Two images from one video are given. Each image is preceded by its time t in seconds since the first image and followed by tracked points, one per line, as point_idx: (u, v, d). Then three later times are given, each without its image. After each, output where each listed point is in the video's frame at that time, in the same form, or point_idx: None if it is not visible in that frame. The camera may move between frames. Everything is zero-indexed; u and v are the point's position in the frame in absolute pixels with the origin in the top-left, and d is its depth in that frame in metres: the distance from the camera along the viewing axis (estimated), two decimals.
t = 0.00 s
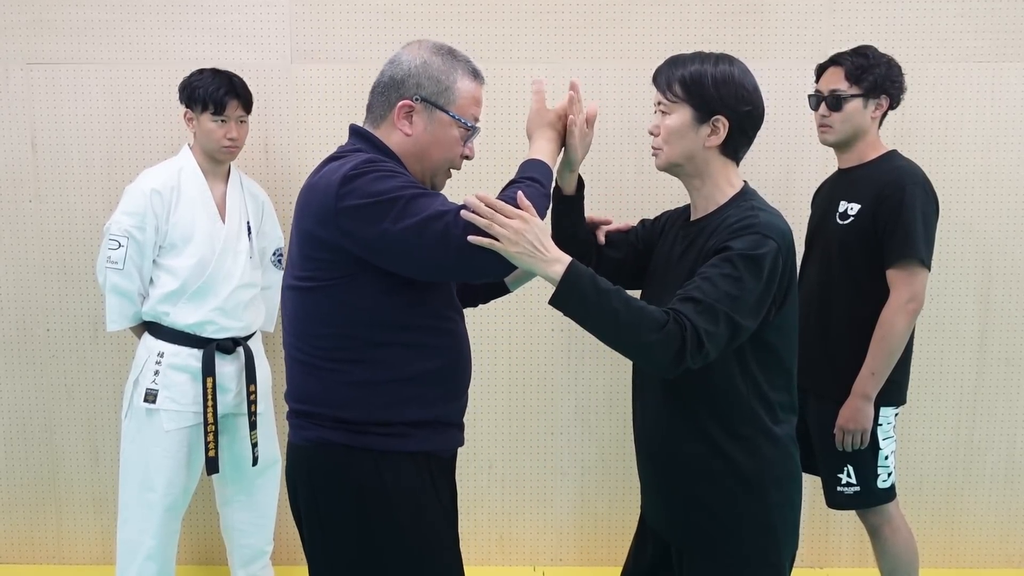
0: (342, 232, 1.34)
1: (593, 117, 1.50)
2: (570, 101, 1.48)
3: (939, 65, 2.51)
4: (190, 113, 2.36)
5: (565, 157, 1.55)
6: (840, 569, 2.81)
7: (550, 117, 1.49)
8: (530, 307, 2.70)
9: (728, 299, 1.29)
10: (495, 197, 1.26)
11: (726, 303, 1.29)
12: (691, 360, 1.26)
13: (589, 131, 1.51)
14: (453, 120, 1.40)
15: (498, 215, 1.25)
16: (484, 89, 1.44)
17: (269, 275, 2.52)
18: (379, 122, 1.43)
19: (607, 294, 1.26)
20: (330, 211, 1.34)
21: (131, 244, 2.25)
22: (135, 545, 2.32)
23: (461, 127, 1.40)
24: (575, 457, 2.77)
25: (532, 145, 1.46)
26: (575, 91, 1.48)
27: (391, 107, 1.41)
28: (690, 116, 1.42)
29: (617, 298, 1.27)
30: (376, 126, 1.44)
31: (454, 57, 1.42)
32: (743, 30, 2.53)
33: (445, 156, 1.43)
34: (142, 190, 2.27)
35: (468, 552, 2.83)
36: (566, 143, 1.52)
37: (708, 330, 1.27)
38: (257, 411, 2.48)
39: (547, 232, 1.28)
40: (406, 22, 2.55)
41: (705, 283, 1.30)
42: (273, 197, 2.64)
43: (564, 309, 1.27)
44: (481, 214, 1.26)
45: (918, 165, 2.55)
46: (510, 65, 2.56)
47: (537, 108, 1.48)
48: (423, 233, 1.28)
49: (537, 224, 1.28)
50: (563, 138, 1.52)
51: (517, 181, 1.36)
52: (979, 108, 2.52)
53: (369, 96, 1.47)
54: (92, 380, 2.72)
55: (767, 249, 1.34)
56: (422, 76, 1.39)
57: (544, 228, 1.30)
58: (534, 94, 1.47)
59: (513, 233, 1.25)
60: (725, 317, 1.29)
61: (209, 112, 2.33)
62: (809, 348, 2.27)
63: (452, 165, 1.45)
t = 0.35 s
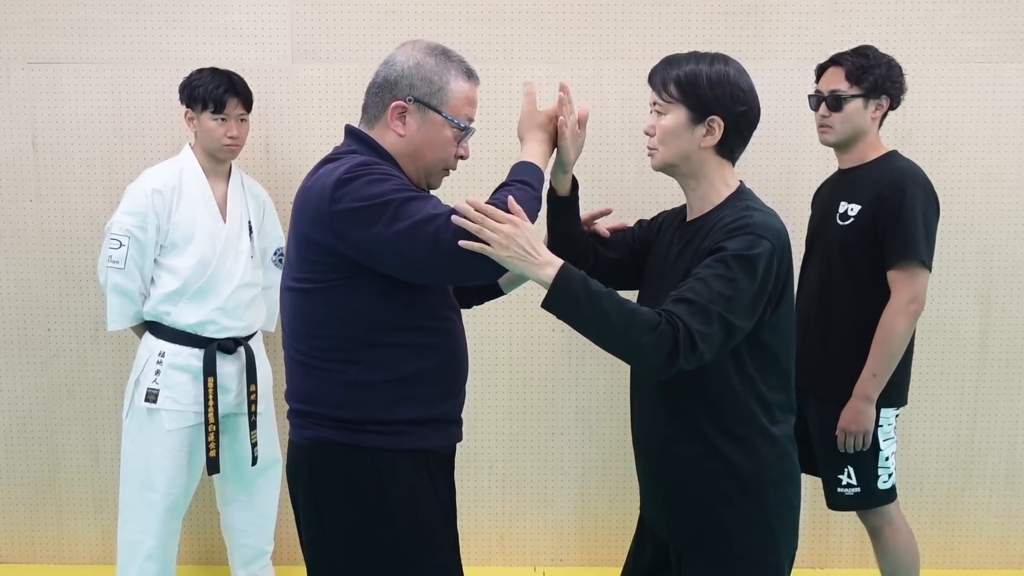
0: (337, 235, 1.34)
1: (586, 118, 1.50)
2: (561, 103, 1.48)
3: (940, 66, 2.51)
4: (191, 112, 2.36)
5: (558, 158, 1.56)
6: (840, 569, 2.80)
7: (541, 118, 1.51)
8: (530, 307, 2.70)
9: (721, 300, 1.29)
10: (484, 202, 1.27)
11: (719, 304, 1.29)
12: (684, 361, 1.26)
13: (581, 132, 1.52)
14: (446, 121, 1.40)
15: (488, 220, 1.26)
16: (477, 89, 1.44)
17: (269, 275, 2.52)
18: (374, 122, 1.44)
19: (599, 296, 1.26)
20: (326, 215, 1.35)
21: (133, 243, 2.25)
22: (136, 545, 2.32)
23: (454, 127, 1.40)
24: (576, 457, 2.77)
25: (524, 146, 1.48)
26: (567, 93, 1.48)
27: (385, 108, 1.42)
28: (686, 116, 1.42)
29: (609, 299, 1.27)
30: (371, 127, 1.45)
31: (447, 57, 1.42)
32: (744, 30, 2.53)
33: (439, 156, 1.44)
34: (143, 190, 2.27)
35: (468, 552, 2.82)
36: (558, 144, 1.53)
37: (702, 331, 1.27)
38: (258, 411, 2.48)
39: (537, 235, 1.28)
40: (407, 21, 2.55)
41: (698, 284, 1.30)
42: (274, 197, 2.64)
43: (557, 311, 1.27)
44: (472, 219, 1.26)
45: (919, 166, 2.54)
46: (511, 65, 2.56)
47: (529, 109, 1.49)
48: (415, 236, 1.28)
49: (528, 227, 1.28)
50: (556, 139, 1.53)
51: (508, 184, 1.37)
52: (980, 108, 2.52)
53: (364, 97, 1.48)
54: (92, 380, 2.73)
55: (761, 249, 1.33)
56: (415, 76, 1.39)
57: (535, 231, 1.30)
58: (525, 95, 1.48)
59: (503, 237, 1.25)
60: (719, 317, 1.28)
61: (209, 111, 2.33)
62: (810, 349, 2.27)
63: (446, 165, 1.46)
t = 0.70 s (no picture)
0: (328, 239, 1.36)
1: (576, 121, 1.52)
2: (549, 106, 1.50)
3: (943, 67, 2.51)
4: (195, 112, 2.37)
5: (549, 161, 1.55)
6: (843, 570, 2.80)
7: (531, 122, 1.50)
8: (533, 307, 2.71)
9: (712, 298, 1.29)
10: (473, 206, 1.27)
11: (710, 303, 1.29)
12: (675, 359, 1.27)
13: (572, 134, 1.53)
14: (430, 123, 1.43)
15: (477, 225, 1.26)
16: (461, 92, 1.47)
17: (274, 275, 2.51)
18: (360, 125, 1.47)
19: (588, 295, 1.27)
20: (317, 218, 1.36)
21: (137, 243, 2.26)
22: (141, 544, 2.34)
23: (438, 129, 1.43)
24: (578, 458, 2.78)
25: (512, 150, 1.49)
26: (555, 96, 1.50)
27: (369, 112, 1.45)
28: (682, 120, 1.42)
29: (598, 298, 1.27)
30: (356, 130, 1.48)
31: (429, 61, 1.45)
32: (747, 31, 2.53)
33: (424, 158, 1.46)
34: (148, 190, 2.28)
35: (471, 552, 2.83)
36: (550, 147, 1.52)
37: (691, 329, 1.27)
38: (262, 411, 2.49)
39: (527, 238, 1.29)
40: (410, 22, 2.56)
41: (689, 284, 1.31)
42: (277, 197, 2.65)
43: (547, 311, 1.27)
44: (461, 223, 1.27)
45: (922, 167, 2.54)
46: (515, 65, 2.57)
47: (519, 113, 1.49)
48: (400, 239, 1.29)
49: (517, 230, 1.29)
50: (546, 142, 1.53)
51: (493, 186, 1.38)
52: (984, 109, 2.52)
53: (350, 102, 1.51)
54: (96, 379, 2.74)
55: (753, 249, 1.33)
56: (398, 81, 1.42)
57: (525, 233, 1.31)
58: (516, 100, 1.49)
59: (492, 241, 1.26)
60: (709, 316, 1.29)
61: (213, 111, 2.34)
62: (813, 351, 2.27)
63: (431, 166, 1.49)
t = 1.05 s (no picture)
0: (325, 241, 1.41)
1: (566, 123, 1.57)
2: (538, 109, 1.54)
3: (947, 67, 2.51)
4: (204, 113, 2.40)
5: (541, 163, 1.59)
6: (845, 567, 2.82)
7: (520, 124, 1.55)
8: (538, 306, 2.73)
9: (701, 292, 1.31)
10: (466, 206, 1.32)
11: (699, 297, 1.31)
12: (664, 351, 1.29)
13: (562, 136, 1.58)
14: (421, 126, 1.48)
15: (470, 223, 1.30)
16: (450, 96, 1.52)
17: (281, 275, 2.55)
18: (354, 131, 1.53)
19: (578, 289, 1.30)
20: (314, 221, 1.41)
21: (147, 243, 2.29)
22: (151, 542, 2.37)
23: (428, 132, 1.48)
24: (583, 455, 2.80)
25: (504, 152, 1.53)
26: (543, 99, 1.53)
27: (362, 118, 1.51)
28: (676, 121, 1.44)
29: (588, 292, 1.30)
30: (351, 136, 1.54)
31: (419, 67, 1.51)
32: (750, 31, 2.54)
33: (416, 160, 1.51)
34: (157, 190, 2.31)
35: (477, 550, 2.85)
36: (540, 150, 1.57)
37: (680, 322, 1.29)
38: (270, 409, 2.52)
39: (518, 236, 1.33)
40: (416, 24, 2.59)
41: (679, 278, 1.33)
42: (285, 196, 2.68)
43: (539, 306, 1.30)
44: (455, 223, 1.31)
45: (925, 166, 2.55)
46: (520, 67, 2.59)
47: (510, 115, 1.53)
48: (391, 238, 1.33)
49: (508, 228, 1.33)
50: (537, 144, 1.57)
51: (482, 186, 1.42)
52: (987, 108, 2.52)
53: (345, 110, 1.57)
54: (105, 376, 2.78)
55: (743, 245, 1.35)
56: (388, 87, 1.48)
57: (516, 232, 1.34)
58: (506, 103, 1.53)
59: (484, 239, 1.30)
60: (698, 309, 1.31)
61: (222, 113, 2.37)
62: (816, 349, 2.29)
63: (424, 168, 1.53)
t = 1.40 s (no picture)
0: (326, 241, 1.46)
1: (557, 125, 1.61)
2: (529, 112, 1.57)
3: (944, 65, 2.53)
4: (210, 114, 2.44)
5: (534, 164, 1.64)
6: (845, 561, 2.84)
7: (513, 127, 1.58)
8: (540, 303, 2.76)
9: (686, 287, 1.35)
10: (460, 206, 1.36)
11: (684, 291, 1.35)
12: (650, 344, 1.34)
13: (554, 137, 1.62)
14: (416, 131, 1.51)
15: (463, 223, 1.34)
16: (445, 101, 1.55)
17: (285, 274, 2.58)
18: (353, 137, 1.57)
19: (566, 284, 1.36)
20: (316, 224, 1.47)
21: (153, 242, 2.33)
22: (159, 538, 2.40)
23: (423, 136, 1.52)
24: (585, 452, 2.83)
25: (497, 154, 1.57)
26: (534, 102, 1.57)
27: (360, 124, 1.55)
28: (664, 122, 1.48)
29: (575, 287, 1.36)
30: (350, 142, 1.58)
31: (413, 74, 1.54)
32: (748, 29, 2.57)
33: (413, 164, 1.55)
34: (164, 190, 2.35)
35: (481, 546, 2.88)
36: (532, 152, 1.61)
37: (665, 316, 1.34)
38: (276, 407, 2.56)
39: (508, 234, 1.37)
40: (418, 25, 2.61)
41: (665, 274, 1.38)
42: (289, 196, 2.71)
43: (529, 301, 1.36)
44: (448, 223, 1.35)
45: (923, 164, 2.57)
46: (521, 66, 2.62)
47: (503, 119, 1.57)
48: (388, 239, 1.37)
49: (500, 227, 1.37)
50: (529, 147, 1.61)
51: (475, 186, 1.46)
52: (985, 105, 2.54)
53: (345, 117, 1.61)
54: (111, 375, 2.82)
55: (728, 241, 1.39)
56: (384, 94, 1.52)
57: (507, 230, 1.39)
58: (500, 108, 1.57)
59: (476, 237, 1.34)
60: (683, 303, 1.35)
61: (228, 114, 2.40)
62: (815, 345, 2.31)
63: (422, 171, 1.57)
